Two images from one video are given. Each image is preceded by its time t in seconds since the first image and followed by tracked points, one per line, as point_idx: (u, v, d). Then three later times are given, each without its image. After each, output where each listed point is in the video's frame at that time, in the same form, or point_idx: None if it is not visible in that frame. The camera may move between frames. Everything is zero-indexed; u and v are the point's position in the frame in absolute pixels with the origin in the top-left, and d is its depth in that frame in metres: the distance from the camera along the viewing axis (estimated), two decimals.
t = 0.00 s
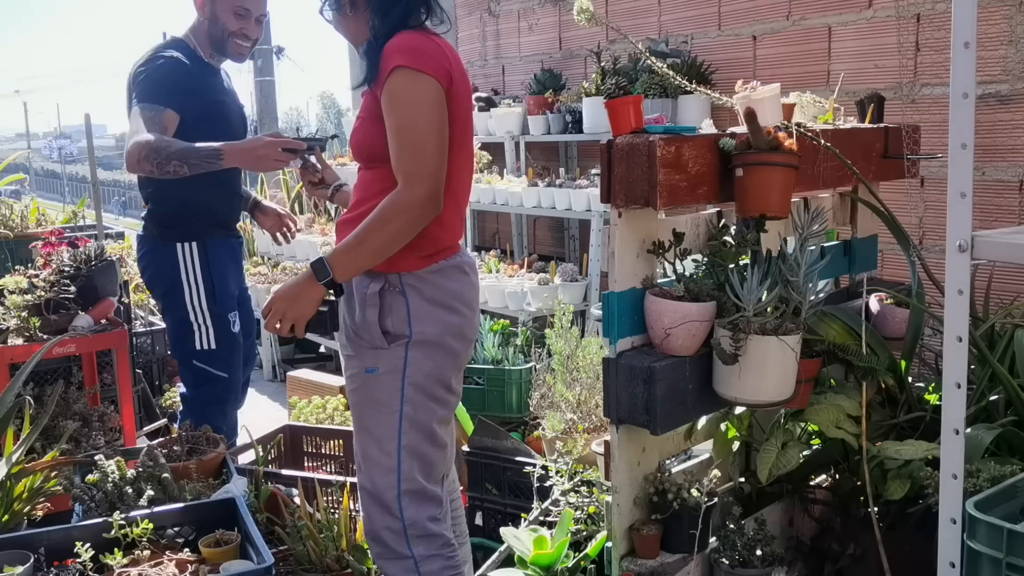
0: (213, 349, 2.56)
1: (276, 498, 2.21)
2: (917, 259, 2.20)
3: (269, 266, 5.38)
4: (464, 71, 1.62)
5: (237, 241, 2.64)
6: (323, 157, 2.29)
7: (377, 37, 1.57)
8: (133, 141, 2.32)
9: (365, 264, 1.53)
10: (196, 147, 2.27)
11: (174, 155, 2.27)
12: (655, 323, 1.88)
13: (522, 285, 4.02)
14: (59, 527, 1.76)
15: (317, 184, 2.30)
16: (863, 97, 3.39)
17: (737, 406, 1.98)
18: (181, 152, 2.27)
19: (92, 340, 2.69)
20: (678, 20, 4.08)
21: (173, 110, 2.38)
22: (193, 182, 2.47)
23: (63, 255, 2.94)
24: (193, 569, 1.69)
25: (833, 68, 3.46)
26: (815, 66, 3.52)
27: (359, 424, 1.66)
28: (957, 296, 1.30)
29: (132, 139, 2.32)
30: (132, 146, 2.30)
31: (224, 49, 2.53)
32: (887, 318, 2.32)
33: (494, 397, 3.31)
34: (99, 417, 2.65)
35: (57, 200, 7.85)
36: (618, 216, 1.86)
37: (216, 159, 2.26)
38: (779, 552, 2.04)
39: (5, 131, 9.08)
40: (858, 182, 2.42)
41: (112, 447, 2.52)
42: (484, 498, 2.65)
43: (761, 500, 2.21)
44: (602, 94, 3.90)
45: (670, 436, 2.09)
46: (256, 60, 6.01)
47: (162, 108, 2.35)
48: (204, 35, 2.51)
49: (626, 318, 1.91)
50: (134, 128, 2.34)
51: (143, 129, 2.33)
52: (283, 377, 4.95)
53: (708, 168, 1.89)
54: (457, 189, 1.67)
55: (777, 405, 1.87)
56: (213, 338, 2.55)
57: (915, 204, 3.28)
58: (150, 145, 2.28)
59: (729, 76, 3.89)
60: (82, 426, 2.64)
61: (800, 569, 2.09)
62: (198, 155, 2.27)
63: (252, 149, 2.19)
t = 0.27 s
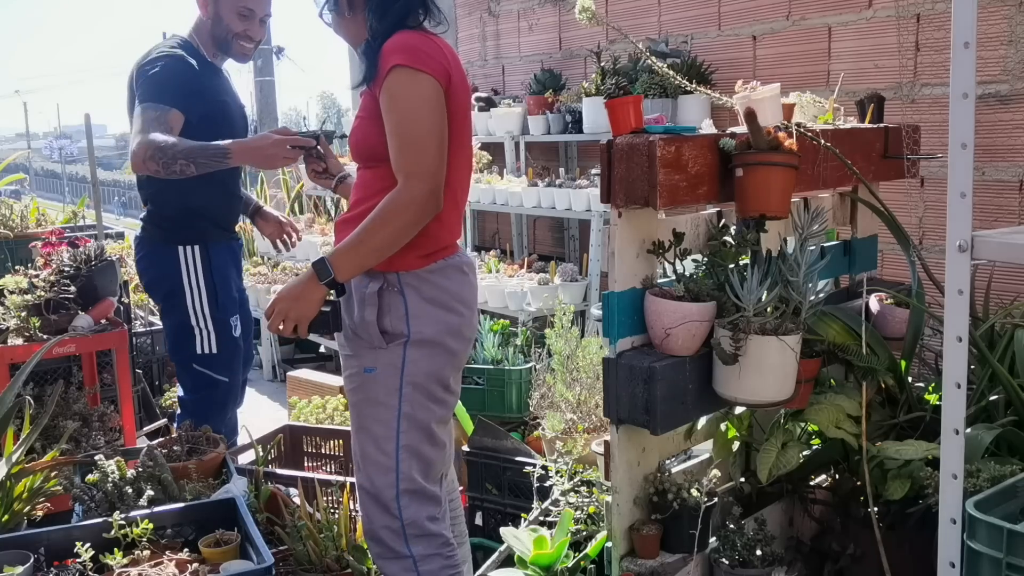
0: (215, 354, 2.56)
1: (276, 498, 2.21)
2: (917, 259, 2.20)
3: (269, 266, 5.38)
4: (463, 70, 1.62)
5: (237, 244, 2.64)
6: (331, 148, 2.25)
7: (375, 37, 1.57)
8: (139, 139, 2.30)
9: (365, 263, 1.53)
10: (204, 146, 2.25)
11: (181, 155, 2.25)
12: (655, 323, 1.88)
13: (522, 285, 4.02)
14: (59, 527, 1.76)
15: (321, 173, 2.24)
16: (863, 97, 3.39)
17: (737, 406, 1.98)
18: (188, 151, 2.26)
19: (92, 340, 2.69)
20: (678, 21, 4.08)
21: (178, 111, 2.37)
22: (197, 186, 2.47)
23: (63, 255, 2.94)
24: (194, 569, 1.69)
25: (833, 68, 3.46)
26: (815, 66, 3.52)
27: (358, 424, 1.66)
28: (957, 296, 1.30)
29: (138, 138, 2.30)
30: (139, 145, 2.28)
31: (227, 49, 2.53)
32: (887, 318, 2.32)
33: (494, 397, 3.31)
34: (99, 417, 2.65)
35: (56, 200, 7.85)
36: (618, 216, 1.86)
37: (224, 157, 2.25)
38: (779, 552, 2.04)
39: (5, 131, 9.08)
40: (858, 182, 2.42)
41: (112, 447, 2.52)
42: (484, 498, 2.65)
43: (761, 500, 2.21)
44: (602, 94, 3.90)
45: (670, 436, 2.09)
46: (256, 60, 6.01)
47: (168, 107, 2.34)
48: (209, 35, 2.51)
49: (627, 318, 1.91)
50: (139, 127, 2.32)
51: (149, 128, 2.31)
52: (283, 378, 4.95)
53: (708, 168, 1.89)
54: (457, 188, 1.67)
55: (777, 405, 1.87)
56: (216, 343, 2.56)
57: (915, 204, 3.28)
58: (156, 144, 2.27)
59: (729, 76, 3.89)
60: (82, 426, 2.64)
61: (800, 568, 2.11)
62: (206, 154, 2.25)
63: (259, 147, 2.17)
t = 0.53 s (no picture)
0: (216, 355, 2.57)
1: (275, 498, 2.20)
2: (917, 259, 2.20)
3: (269, 266, 5.37)
4: (459, 70, 1.62)
5: (236, 245, 2.65)
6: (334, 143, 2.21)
7: (371, 38, 1.58)
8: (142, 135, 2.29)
9: (362, 263, 1.53)
10: (208, 143, 2.24)
11: (184, 151, 2.24)
12: (655, 323, 1.88)
13: (522, 285, 4.02)
14: (59, 527, 1.76)
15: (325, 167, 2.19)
16: (863, 97, 3.39)
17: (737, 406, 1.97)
18: (192, 148, 2.24)
19: (92, 340, 2.69)
20: (678, 20, 4.08)
21: (184, 109, 2.37)
22: (198, 187, 2.47)
23: (63, 255, 2.94)
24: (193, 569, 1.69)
25: (833, 68, 3.46)
26: (815, 66, 3.52)
27: (356, 424, 1.67)
28: (957, 296, 1.30)
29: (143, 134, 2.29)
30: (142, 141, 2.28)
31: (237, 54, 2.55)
32: (887, 318, 2.32)
33: (494, 397, 3.31)
34: (99, 417, 2.65)
35: (56, 200, 7.85)
36: (618, 216, 1.86)
37: (227, 154, 2.23)
38: (779, 552, 2.04)
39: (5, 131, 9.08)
40: (857, 182, 2.42)
41: (112, 447, 2.52)
42: (484, 498, 2.65)
43: (761, 500, 2.21)
44: (602, 94, 3.90)
45: (670, 436, 2.09)
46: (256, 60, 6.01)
47: (173, 105, 2.34)
48: (222, 40, 2.53)
49: (626, 318, 1.91)
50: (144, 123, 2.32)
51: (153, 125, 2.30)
52: (283, 377, 4.95)
53: (708, 168, 1.89)
54: (454, 188, 1.67)
55: (777, 405, 1.87)
56: (216, 344, 2.56)
57: (915, 204, 3.28)
58: (160, 140, 2.26)
59: (729, 76, 3.89)
60: (82, 426, 2.64)
61: (800, 569, 2.10)
62: (210, 151, 2.24)
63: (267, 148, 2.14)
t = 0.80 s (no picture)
0: (212, 354, 2.56)
1: (275, 498, 2.20)
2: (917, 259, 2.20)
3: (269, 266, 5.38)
4: (457, 70, 1.62)
5: (231, 244, 2.65)
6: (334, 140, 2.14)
7: (369, 39, 1.58)
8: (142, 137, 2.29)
9: (361, 264, 1.53)
10: (204, 158, 2.23)
11: (180, 163, 2.23)
12: (655, 323, 1.88)
13: (522, 285, 4.02)
14: (59, 527, 1.76)
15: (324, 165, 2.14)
16: (863, 97, 3.39)
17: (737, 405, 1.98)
18: (189, 161, 2.23)
19: (92, 340, 2.69)
20: (678, 21, 4.08)
21: (188, 115, 2.36)
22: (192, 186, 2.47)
23: (63, 254, 2.94)
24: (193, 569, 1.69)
25: (833, 68, 3.46)
26: (815, 66, 3.52)
27: (355, 425, 1.66)
28: (957, 296, 1.30)
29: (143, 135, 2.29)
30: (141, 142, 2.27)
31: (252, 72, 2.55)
32: (887, 318, 2.32)
33: (494, 397, 3.31)
34: (99, 417, 2.65)
35: (56, 200, 7.84)
36: (618, 215, 1.86)
37: (220, 172, 2.23)
38: (779, 552, 2.04)
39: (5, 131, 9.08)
40: (857, 182, 2.42)
41: (112, 447, 2.52)
42: (484, 498, 2.66)
43: (761, 500, 2.21)
44: (602, 94, 3.90)
45: (670, 436, 2.09)
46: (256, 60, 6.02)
47: (178, 111, 2.33)
48: (242, 57, 2.49)
49: (626, 318, 1.91)
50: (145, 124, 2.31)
51: (155, 128, 2.30)
52: (283, 377, 4.95)
53: (709, 167, 1.89)
54: (453, 188, 1.67)
55: (777, 405, 1.87)
56: (212, 342, 2.56)
57: (915, 204, 3.28)
58: (159, 147, 2.25)
59: (729, 76, 3.89)
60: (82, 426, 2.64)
61: (800, 569, 2.12)
62: (205, 166, 2.23)
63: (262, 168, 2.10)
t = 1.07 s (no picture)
0: (201, 352, 2.56)
1: (275, 499, 2.20)
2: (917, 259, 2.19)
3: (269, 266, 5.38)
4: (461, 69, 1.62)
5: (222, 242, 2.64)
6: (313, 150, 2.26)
7: (371, 39, 1.57)
8: (148, 144, 2.22)
9: (374, 266, 1.53)
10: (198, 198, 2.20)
11: (176, 193, 2.20)
12: (655, 323, 1.88)
13: (522, 285, 4.02)
14: (59, 527, 1.76)
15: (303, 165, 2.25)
16: (863, 97, 3.39)
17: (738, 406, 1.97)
18: (186, 192, 2.20)
19: (92, 340, 2.69)
20: (678, 20, 4.08)
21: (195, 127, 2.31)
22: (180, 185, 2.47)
23: (63, 254, 2.94)
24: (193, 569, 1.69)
25: (833, 68, 3.46)
26: (815, 65, 3.52)
27: (364, 425, 1.66)
28: (957, 296, 1.30)
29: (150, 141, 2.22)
30: (147, 150, 2.21)
31: (265, 82, 2.53)
32: (887, 318, 2.32)
33: (494, 397, 3.31)
34: (99, 417, 2.65)
35: (56, 199, 7.84)
36: (618, 215, 1.86)
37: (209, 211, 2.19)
38: (779, 552, 2.04)
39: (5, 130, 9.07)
40: (857, 182, 2.42)
41: (112, 447, 2.52)
42: (484, 498, 2.65)
43: (761, 500, 2.21)
44: (602, 94, 3.90)
45: (670, 436, 2.09)
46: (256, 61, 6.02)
47: (188, 121, 2.28)
48: (256, 65, 2.48)
49: (626, 318, 1.91)
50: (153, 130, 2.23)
51: (162, 138, 2.23)
52: (283, 377, 4.95)
53: (708, 167, 1.89)
54: (460, 187, 1.67)
55: (777, 405, 1.87)
56: (201, 340, 2.55)
57: (915, 204, 3.28)
58: (164, 163, 2.20)
59: (729, 76, 3.89)
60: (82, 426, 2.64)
61: (800, 568, 2.12)
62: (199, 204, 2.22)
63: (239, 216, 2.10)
